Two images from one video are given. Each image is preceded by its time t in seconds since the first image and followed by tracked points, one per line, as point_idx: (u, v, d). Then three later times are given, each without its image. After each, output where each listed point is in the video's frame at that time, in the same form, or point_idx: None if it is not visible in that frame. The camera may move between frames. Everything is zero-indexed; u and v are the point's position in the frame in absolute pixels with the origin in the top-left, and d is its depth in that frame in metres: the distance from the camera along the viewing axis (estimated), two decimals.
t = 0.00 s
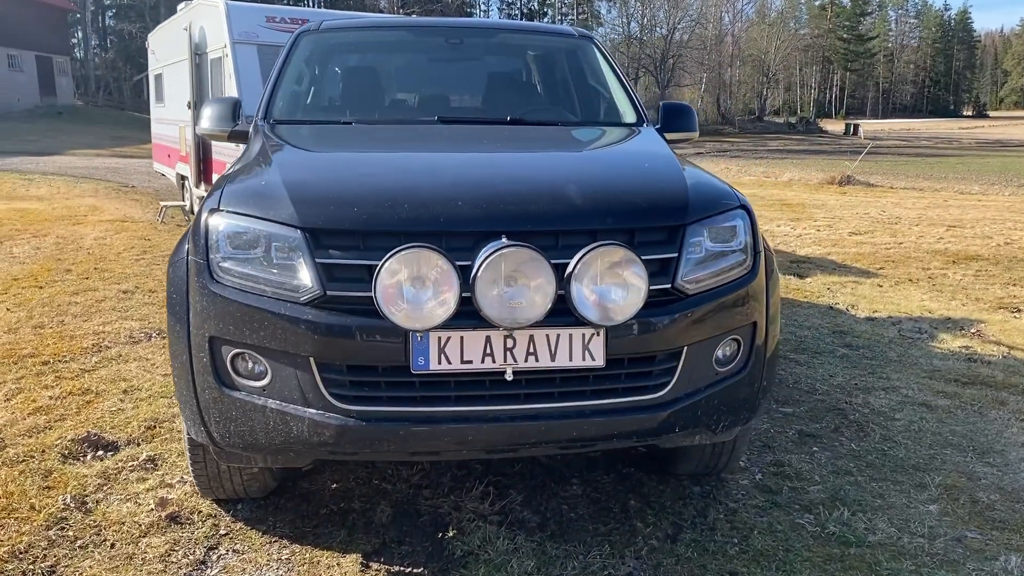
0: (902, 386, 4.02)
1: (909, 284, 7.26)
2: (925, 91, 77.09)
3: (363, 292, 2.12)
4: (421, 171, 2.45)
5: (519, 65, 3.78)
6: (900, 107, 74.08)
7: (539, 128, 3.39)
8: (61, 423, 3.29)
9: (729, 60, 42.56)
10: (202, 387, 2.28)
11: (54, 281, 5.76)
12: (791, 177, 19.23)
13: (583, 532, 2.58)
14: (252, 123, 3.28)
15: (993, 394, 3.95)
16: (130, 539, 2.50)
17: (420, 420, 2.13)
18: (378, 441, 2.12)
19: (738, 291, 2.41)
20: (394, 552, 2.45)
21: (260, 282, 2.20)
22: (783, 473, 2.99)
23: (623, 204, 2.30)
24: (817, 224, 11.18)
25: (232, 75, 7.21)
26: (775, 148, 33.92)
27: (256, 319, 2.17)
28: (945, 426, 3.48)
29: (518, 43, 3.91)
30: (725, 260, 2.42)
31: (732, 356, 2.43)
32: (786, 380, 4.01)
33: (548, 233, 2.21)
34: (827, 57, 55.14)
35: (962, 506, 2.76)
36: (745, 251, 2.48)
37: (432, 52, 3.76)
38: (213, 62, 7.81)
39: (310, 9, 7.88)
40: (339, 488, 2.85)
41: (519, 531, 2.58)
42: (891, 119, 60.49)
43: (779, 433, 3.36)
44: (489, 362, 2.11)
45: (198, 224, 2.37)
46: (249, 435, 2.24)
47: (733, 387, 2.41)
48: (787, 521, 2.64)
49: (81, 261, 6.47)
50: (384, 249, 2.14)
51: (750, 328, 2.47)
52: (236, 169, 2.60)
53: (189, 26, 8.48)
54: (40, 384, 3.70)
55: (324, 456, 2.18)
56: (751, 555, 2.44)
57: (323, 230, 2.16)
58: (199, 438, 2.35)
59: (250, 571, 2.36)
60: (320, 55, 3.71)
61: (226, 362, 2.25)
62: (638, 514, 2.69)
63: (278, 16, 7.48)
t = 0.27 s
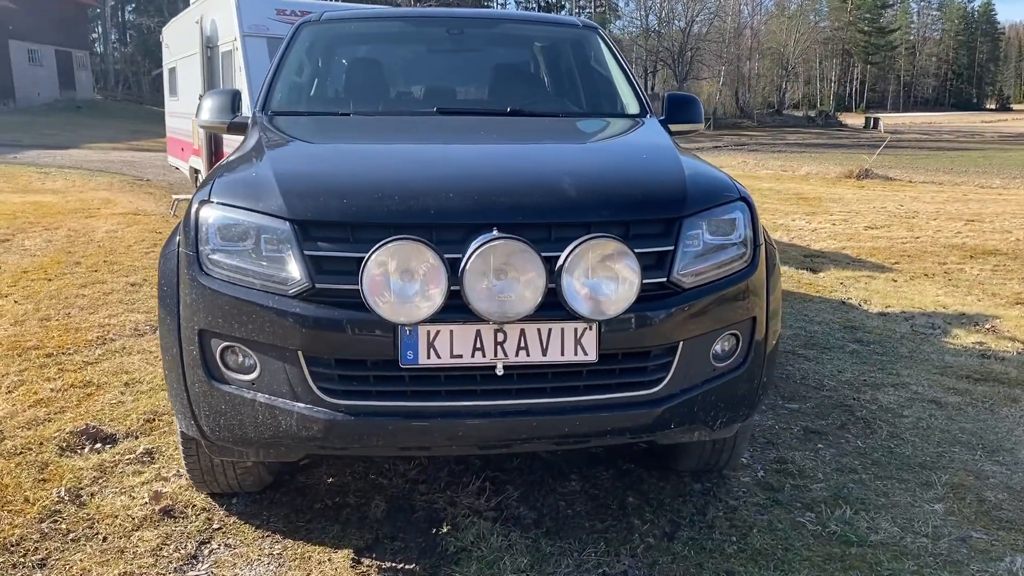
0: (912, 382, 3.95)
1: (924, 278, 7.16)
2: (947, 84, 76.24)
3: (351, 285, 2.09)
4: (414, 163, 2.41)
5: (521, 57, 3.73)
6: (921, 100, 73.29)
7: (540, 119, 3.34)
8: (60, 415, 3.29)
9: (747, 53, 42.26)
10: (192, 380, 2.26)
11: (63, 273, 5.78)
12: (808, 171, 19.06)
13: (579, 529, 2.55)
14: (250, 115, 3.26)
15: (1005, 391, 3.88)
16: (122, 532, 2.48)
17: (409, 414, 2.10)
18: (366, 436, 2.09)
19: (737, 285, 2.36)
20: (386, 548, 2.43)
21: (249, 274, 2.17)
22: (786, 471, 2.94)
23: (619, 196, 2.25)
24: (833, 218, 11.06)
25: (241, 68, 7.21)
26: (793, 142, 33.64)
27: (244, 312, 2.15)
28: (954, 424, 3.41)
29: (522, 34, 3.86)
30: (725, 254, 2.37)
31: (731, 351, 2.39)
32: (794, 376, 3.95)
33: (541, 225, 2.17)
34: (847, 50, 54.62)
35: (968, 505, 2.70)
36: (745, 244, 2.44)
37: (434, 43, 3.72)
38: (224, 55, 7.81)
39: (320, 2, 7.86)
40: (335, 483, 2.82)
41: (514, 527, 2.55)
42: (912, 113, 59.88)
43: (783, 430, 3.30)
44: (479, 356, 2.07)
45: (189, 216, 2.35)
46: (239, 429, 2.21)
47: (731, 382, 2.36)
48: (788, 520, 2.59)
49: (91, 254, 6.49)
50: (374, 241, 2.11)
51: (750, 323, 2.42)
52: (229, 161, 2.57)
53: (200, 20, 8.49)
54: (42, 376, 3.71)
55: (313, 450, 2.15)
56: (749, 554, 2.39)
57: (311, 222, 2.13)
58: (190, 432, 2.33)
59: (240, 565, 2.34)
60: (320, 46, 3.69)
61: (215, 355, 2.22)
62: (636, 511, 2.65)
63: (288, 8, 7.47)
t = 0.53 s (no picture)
0: (915, 379, 3.88)
1: (935, 273, 7.06)
2: (968, 76, 75.38)
3: (327, 278, 2.05)
4: (396, 155, 2.38)
5: (515, 48, 3.69)
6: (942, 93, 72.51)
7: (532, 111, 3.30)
8: (52, 408, 3.28)
9: (764, 46, 41.95)
10: (170, 374, 2.24)
11: (67, 267, 5.79)
12: (824, 165, 18.88)
13: (565, 527, 2.51)
14: (240, 107, 3.23)
15: (1011, 388, 3.80)
16: (104, 527, 2.47)
17: (386, 410, 2.06)
18: (342, 431, 2.06)
19: (725, 278, 2.31)
20: (368, 545, 2.40)
21: (226, 267, 2.15)
22: (780, 468, 2.88)
23: (602, 188, 2.21)
24: (846, 213, 10.94)
25: (247, 62, 7.20)
26: (811, 135, 33.36)
27: (220, 306, 2.12)
28: (955, 421, 3.35)
29: (517, 25, 3.81)
30: (712, 247, 2.32)
31: (718, 347, 2.34)
32: (795, 373, 3.89)
33: (521, 218, 2.13)
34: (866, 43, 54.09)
35: (965, 505, 2.64)
36: (733, 238, 2.39)
37: (427, 35, 3.68)
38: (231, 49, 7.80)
39: None
40: (322, 478, 2.80)
41: (499, 525, 2.51)
42: (932, 106, 59.26)
43: (780, 427, 3.25)
44: (457, 351, 2.04)
45: (168, 208, 2.32)
46: (216, 424, 2.19)
47: (719, 378, 2.31)
48: (779, 519, 2.54)
49: (97, 248, 6.51)
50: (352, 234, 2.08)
51: (738, 317, 2.37)
52: (212, 154, 2.54)
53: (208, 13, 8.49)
54: (37, 369, 3.71)
55: (289, 446, 2.13)
56: (736, 554, 2.35)
57: (288, 214, 2.10)
58: (170, 426, 2.31)
59: (220, 561, 2.32)
60: (313, 39, 3.67)
61: (193, 349, 2.20)
62: (624, 509, 2.61)
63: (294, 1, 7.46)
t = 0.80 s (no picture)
0: (917, 380, 3.81)
1: (946, 271, 6.96)
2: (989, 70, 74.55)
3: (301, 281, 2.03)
4: (375, 155, 2.35)
5: (508, 45, 3.65)
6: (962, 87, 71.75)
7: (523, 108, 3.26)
8: (43, 407, 3.28)
9: (781, 40, 41.64)
10: (147, 376, 2.22)
11: (71, 264, 5.81)
12: (839, 160, 18.71)
13: (548, 531, 2.47)
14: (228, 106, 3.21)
15: (1015, 390, 3.73)
16: (85, 529, 2.46)
17: (361, 414, 2.04)
18: (316, 436, 2.04)
19: (710, 281, 2.27)
20: (348, 549, 2.37)
21: (201, 267, 2.13)
22: (772, 472, 2.84)
23: (584, 189, 2.17)
24: (859, 209, 10.82)
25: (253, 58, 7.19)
26: (827, 130, 33.09)
27: (195, 308, 2.10)
28: (955, 424, 3.29)
29: (510, 22, 3.77)
30: (697, 249, 2.28)
31: (703, 350, 2.30)
32: (793, 374, 3.83)
33: (499, 219, 2.10)
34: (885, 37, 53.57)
35: (959, 511, 2.59)
36: (719, 239, 2.34)
37: (419, 33, 3.65)
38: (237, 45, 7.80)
39: None
40: (308, 479, 2.78)
41: (482, 529, 2.48)
42: (952, 101, 58.63)
43: (775, 430, 3.20)
44: (432, 355, 2.00)
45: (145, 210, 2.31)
46: (192, 427, 2.17)
47: (703, 383, 2.27)
48: (767, 525, 2.50)
49: (102, 244, 6.52)
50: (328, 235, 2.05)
51: (724, 320, 2.33)
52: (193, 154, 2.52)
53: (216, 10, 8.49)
54: (32, 368, 3.70)
55: (265, 450, 2.10)
56: (721, 561, 2.31)
57: (262, 215, 2.08)
58: (148, 428, 2.30)
59: (199, 565, 2.30)
60: (304, 37, 3.65)
61: (170, 351, 2.18)
62: (610, 513, 2.57)
63: None
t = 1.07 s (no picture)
0: (928, 387, 3.73)
1: (962, 272, 6.85)
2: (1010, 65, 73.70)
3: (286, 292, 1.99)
4: (365, 163, 2.31)
5: (508, 46, 3.59)
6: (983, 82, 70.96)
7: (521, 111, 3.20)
8: (40, 414, 3.26)
9: (798, 35, 41.30)
10: (134, 388, 2.19)
11: (78, 265, 5.81)
12: (856, 157, 18.50)
13: (543, 545, 2.43)
14: (224, 110, 3.18)
15: None
16: (75, 540, 2.43)
17: (347, 429, 1.99)
18: (302, 451, 2.00)
19: (708, 291, 2.21)
20: (339, 563, 2.33)
21: (187, 278, 2.09)
22: (775, 484, 2.77)
23: (577, 198, 2.12)
24: (874, 207, 10.69)
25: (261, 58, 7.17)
26: (845, 126, 32.81)
27: (181, 320, 2.06)
28: (965, 434, 3.21)
29: (512, 22, 3.71)
30: (695, 258, 2.23)
31: (701, 363, 2.24)
32: (800, 381, 3.76)
33: (490, 229, 2.05)
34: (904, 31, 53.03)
35: (967, 526, 2.52)
36: (718, 248, 2.28)
37: (418, 34, 3.60)
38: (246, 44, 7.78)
39: None
40: (302, 490, 2.74)
41: (476, 543, 2.43)
42: (972, 95, 57.99)
43: (779, 439, 3.13)
44: (420, 369, 1.96)
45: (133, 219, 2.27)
46: (179, 440, 2.13)
47: (701, 396, 2.21)
48: (768, 540, 2.44)
49: (110, 245, 6.52)
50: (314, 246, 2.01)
51: (723, 331, 2.27)
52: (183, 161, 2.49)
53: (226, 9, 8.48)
54: (32, 373, 3.69)
55: (251, 464, 2.07)
56: None
57: (248, 226, 2.04)
58: (136, 440, 2.27)
59: None
60: (303, 40, 3.61)
61: (156, 363, 2.15)
62: (607, 526, 2.52)
63: None
